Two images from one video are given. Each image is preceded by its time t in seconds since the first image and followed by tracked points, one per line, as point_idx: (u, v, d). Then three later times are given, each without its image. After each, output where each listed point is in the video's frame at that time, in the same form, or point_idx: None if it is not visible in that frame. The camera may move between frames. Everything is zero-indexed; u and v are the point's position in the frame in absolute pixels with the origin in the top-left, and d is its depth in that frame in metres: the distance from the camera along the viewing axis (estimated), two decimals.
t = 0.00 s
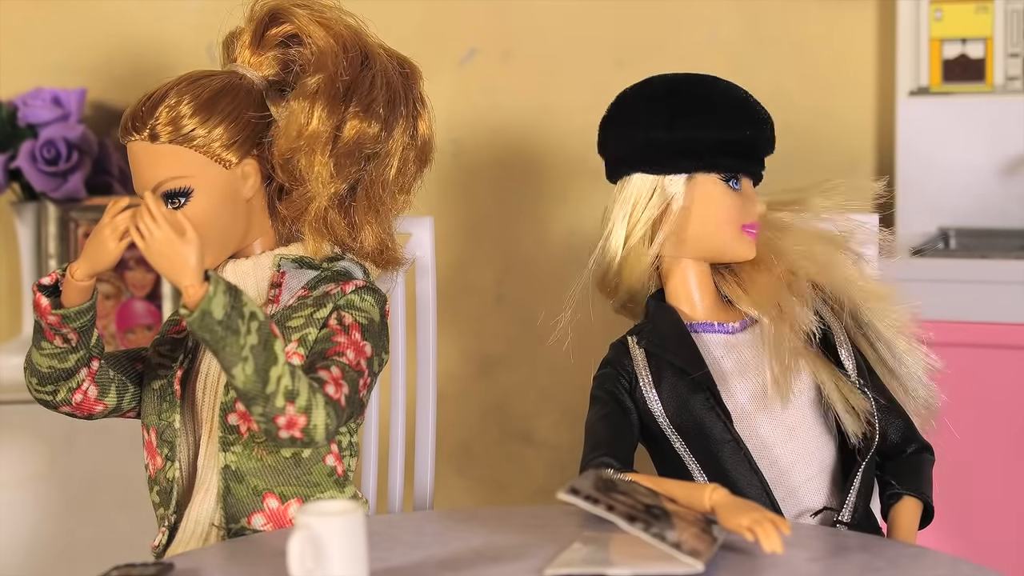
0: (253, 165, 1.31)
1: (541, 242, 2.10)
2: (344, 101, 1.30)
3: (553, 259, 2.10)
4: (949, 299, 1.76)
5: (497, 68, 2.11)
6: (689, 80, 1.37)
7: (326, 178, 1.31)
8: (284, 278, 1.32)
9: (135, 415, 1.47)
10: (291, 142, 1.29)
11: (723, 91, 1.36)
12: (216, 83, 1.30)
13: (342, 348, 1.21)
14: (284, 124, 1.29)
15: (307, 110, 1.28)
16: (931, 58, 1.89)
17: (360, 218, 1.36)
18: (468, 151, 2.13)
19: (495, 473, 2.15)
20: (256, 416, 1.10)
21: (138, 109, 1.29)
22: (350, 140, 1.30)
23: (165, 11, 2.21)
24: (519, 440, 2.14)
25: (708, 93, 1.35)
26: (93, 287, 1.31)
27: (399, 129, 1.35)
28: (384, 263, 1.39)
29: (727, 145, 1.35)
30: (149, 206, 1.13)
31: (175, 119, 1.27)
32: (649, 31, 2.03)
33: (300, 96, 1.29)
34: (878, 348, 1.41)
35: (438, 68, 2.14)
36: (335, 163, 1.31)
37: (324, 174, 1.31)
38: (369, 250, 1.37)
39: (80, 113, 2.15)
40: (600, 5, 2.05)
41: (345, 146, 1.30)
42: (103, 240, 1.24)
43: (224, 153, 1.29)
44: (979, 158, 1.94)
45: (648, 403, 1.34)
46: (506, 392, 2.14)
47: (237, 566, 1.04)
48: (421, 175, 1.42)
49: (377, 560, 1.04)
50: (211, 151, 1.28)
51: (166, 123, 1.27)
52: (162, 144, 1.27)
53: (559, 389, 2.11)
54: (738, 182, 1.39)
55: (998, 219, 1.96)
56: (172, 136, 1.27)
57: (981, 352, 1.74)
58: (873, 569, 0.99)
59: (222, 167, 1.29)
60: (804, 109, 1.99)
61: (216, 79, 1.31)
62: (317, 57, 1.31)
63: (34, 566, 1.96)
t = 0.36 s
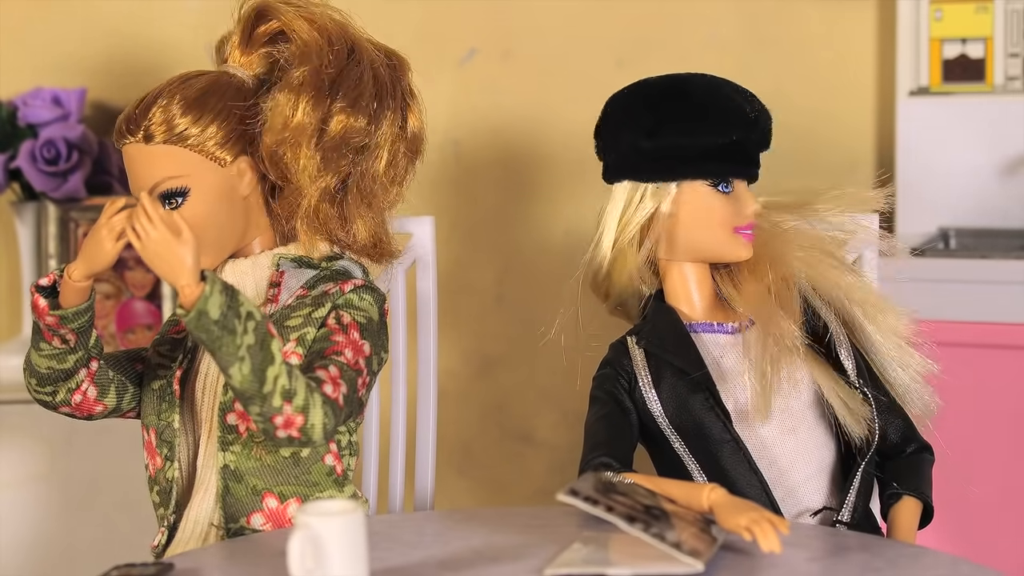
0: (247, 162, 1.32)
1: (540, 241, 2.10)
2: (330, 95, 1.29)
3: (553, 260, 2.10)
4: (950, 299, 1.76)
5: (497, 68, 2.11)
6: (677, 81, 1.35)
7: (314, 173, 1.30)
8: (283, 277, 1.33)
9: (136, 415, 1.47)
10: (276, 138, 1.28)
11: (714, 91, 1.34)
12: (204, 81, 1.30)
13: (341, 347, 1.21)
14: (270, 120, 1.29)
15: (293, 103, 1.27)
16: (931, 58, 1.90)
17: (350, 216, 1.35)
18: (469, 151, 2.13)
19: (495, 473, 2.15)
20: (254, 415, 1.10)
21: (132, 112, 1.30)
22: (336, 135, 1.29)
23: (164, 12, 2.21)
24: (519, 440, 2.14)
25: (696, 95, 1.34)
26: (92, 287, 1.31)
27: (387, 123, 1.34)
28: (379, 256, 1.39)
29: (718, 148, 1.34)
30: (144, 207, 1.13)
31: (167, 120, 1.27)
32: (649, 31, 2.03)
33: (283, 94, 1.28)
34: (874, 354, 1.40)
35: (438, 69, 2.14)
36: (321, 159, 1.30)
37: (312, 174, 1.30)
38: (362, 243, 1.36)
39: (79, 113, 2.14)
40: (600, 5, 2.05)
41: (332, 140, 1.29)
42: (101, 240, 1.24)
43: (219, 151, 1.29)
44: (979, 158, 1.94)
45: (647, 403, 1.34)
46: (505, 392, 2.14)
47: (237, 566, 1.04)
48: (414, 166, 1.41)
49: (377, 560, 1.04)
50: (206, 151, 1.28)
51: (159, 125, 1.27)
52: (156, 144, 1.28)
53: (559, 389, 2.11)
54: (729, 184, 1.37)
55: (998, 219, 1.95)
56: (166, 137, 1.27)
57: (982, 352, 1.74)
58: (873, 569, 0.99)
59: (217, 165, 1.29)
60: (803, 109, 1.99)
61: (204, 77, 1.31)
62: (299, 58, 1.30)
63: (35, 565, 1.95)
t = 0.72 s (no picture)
0: (269, 163, 1.33)
1: (541, 241, 2.11)
2: (377, 113, 1.31)
3: (553, 258, 2.10)
4: (951, 299, 1.76)
5: (497, 68, 2.11)
6: (669, 79, 1.32)
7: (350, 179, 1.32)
8: (281, 279, 1.32)
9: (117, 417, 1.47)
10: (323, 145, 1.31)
11: (705, 91, 1.31)
12: (249, 75, 1.31)
13: (346, 354, 1.21)
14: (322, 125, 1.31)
15: (342, 113, 1.30)
16: (931, 58, 1.88)
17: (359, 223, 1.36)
18: (468, 151, 2.13)
19: (495, 474, 2.15)
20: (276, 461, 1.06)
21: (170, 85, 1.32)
22: (374, 151, 1.31)
23: (164, 12, 2.21)
24: (519, 440, 2.14)
25: (683, 92, 1.31)
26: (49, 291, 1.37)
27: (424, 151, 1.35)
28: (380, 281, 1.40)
29: (706, 151, 1.31)
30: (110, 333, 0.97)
31: (204, 100, 1.28)
32: (649, 31, 2.03)
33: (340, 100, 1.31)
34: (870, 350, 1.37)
35: (438, 69, 2.14)
36: (354, 170, 1.32)
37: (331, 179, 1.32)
38: (367, 262, 1.38)
39: (79, 113, 2.19)
40: (600, 4, 2.05)
41: (367, 158, 1.31)
42: None
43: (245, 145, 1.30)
44: (980, 158, 1.95)
45: (646, 404, 1.34)
46: (506, 392, 2.14)
47: (238, 566, 1.04)
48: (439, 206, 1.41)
49: (377, 560, 1.04)
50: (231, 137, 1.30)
51: (195, 104, 1.28)
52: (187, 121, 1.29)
53: (560, 389, 2.11)
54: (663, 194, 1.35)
55: (998, 219, 1.96)
56: (198, 114, 1.29)
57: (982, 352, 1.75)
58: (873, 569, 0.99)
59: (239, 158, 1.31)
60: (804, 109, 1.99)
61: (252, 72, 1.32)
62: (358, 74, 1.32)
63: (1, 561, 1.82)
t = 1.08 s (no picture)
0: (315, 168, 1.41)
1: (540, 241, 2.11)
2: (442, 138, 1.41)
3: (554, 257, 2.10)
4: (949, 298, 1.77)
5: (497, 68, 2.11)
6: (660, 81, 1.33)
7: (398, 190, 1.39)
8: (287, 279, 1.34)
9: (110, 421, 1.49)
10: (388, 149, 1.40)
11: (699, 92, 1.32)
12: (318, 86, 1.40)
13: (355, 354, 1.22)
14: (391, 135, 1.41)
15: (411, 127, 1.41)
16: (931, 58, 1.89)
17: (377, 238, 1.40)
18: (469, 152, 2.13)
19: (495, 475, 2.15)
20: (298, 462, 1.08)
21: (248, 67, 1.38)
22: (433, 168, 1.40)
23: (164, 12, 2.21)
24: (519, 440, 2.14)
25: (675, 93, 1.32)
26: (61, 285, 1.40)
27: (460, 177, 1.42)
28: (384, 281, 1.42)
29: (693, 150, 1.31)
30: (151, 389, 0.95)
31: (271, 93, 1.36)
32: (649, 31, 2.03)
33: (409, 117, 1.42)
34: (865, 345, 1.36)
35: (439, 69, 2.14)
36: (406, 179, 1.40)
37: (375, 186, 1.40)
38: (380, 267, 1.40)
39: (79, 114, 2.11)
40: (599, 4, 2.05)
41: (423, 171, 1.40)
42: None
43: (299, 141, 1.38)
44: (979, 158, 1.95)
45: (645, 404, 1.34)
46: (506, 392, 2.14)
47: (238, 566, 1.04)
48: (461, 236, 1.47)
49: (377, 560, 1.04)
50: (289, 136, 1.38)
51: (263, 93, 1.36)
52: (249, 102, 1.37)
53: (560, 389, 2.11)
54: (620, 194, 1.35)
55: (998, 220, 1.96)
56: (263, 102, 1.37)
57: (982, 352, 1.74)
58: (874, 569, 0.99)
59: (289, 158, 1.38)
60: (804, 110, 1.99)
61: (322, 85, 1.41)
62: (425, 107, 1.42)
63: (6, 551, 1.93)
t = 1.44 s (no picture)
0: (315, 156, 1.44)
1: (539, 241, 2.11)
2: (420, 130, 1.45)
3: (553, 258, 2.10)
4: (950, 299, 1.78)
5: (496, 68, 2.11)
6: (647, 78, 1.33)
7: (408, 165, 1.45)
8: (292, 278, 1.34)
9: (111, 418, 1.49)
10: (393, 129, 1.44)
11: (692, 92, 1.31)
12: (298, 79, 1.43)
13: (359, 355, 1.23)
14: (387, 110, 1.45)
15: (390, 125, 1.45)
16: (931, 59, 1.90)
17: (398, 212, 1.47)
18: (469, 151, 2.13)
19: (496, 475, 2.15)
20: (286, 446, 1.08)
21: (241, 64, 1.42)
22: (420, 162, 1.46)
23: (165, 12, 2.21)
24: (519, 440, 2.14)
25: (667, 92, 1.31)
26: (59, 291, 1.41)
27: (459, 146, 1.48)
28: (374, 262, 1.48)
29: (677, 143, 1.30)
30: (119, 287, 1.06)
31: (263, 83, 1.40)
32: (648, 31, 2.03)
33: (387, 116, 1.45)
34: (856, 342, 1.35)
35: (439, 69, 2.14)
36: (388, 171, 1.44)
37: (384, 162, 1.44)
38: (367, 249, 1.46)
39: (79, 114, 2.12)
40: (599, 4, 2.05)
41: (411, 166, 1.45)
42: None
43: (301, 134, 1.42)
44: (979, 158, 1.95)
45: (638, 404, 1.33)
46: (506, 392, 2.14)
47: (238, 566, 1.04)
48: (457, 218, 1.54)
49: (378, 560, 1.04)
50: (291, 123, 1.41)
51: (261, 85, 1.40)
52: (247, 91, 1.39)
53: (560, 389, 2.11)
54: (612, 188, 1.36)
55: (997, 220, 1.96)
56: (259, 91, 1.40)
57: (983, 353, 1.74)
58: (873, 569, 0.99)
59: (296, 144, 1.42)
60: (805, 110, 1.99)
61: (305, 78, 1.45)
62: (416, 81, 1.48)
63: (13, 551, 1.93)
